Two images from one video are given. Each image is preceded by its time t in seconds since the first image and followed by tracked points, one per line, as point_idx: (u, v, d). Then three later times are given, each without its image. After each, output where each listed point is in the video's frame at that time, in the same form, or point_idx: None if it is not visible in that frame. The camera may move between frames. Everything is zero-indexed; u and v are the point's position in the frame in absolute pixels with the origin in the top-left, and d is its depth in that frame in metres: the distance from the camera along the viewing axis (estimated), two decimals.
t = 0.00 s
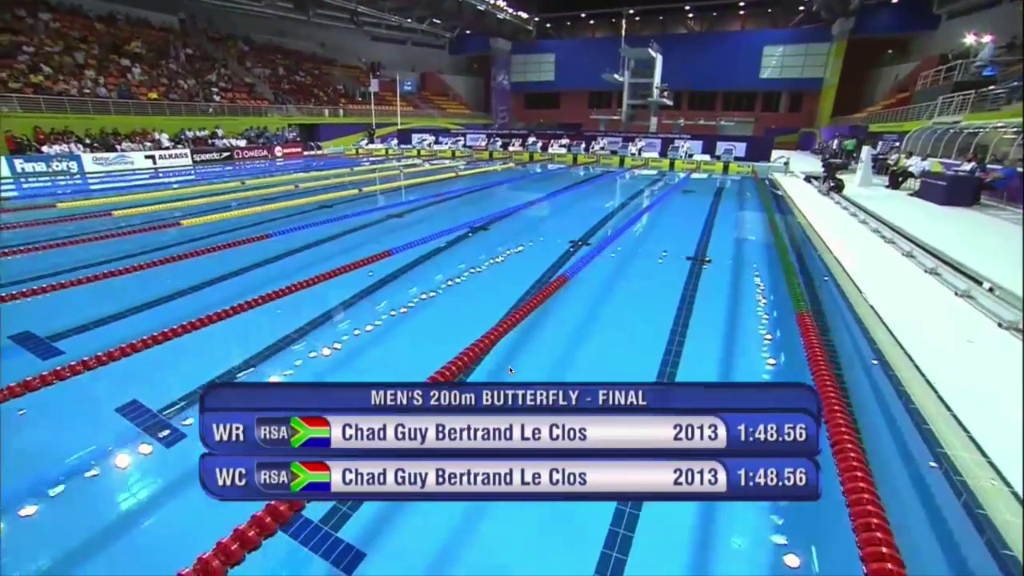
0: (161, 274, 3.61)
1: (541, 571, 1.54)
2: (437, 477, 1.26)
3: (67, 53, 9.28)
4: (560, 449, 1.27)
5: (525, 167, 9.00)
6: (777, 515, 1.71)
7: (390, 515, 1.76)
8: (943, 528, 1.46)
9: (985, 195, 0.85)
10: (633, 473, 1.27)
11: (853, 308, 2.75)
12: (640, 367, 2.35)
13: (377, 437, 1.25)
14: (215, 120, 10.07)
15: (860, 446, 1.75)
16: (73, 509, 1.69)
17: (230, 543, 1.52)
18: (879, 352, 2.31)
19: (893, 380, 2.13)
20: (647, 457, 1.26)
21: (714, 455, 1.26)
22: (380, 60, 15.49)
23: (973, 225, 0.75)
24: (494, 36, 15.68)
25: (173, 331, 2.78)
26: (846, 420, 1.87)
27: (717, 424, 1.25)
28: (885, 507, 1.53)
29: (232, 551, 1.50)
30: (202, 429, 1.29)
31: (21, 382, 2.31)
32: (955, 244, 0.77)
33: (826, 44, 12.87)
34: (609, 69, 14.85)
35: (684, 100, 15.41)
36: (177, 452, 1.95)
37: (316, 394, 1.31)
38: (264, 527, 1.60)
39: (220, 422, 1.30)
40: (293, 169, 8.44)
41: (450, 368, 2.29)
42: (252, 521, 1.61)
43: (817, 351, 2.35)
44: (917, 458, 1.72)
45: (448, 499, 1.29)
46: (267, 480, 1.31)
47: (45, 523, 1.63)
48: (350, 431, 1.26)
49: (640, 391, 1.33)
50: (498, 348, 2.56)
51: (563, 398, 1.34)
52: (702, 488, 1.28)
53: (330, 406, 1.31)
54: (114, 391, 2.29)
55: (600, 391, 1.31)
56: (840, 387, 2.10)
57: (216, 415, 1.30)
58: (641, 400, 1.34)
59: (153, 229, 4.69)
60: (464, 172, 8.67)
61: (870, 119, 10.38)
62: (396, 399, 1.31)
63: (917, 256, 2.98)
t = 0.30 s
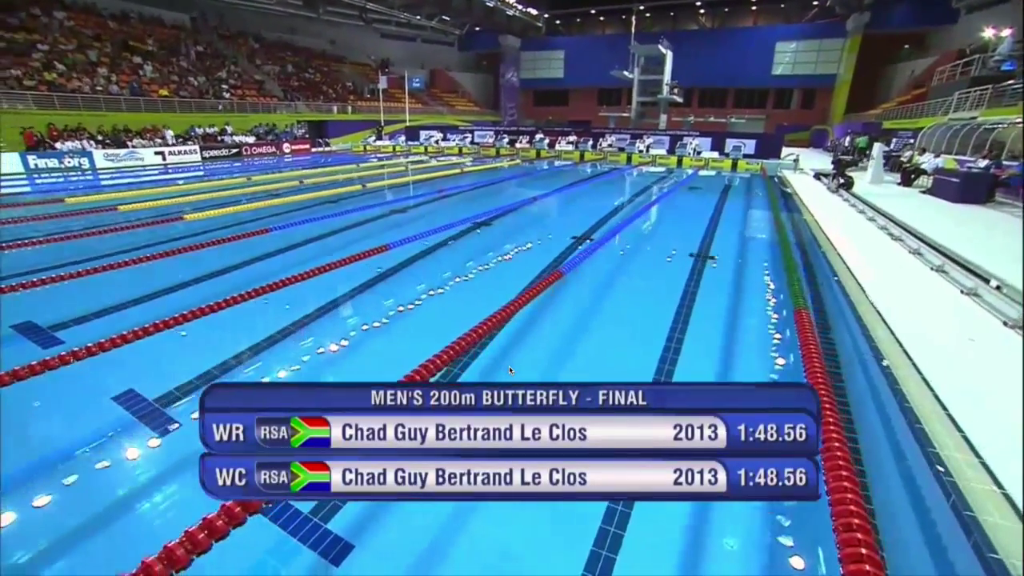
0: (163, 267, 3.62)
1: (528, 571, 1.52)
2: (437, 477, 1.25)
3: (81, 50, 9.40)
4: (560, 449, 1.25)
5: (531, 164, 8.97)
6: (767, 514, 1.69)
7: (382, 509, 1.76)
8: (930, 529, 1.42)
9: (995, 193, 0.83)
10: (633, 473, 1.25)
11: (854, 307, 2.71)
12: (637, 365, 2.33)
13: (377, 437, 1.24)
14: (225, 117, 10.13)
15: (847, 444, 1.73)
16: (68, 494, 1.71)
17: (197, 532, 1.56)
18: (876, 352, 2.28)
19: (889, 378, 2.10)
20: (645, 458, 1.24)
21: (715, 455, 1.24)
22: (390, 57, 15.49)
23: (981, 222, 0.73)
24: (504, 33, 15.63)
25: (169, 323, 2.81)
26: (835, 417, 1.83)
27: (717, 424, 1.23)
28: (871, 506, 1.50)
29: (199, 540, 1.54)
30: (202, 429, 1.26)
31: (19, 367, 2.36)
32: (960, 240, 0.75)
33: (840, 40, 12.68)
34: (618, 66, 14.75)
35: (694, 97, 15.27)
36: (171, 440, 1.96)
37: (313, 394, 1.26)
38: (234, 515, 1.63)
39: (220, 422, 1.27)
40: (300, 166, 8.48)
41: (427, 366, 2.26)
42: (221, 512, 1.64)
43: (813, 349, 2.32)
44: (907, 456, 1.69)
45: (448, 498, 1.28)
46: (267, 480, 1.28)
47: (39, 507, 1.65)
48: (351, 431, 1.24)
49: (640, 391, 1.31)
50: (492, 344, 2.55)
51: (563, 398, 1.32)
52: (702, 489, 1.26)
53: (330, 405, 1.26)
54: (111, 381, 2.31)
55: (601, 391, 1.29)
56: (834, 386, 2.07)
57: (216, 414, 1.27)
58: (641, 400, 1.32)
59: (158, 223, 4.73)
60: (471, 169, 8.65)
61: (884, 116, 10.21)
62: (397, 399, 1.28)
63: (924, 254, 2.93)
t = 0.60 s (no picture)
0: (173, 261, 3.67)
1: (520, 570, 1.49)
2: (437, 477, 1.21)
3: (100, 50, 9.56)
4: (560, 449, 1.22)
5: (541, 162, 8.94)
6: (763, 515, 1.66)
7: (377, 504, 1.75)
8: (924, 533, 1.38)
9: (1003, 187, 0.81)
10: (632, 473, 1.21)
11: (860, 307, 2.65)
12: (638, 364, 2.30)
13: (377, 437, 1.20)
14: (239, 114, 10.23)
15: (841, 442, 1.69)
16: (69, 479, 1.73)
17: (175, 520, 1.56)
18: (880, 352, 2.22)
19: (891, 377, 2.05)
20: (643, 458, 1.20)
21: (715, 455, 1.21)
22: (403, 55, 15.51)
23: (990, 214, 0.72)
24: (517, 31, 15.58)
25: (171, 313, 2.83)
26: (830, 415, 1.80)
27: (718, 424, 1.20)
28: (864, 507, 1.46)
29: (176, 528, 1.54)
30: (201, 429, 1.22)
31: (26, 355, 2.41)
32: (966, 232, 0.74)
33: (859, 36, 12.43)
34: (632, 64, 14.63)
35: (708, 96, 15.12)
36: (172, 428, 1.98)
37: (315, 394, 1.25)
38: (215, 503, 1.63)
39: (220, 422, 1.23)
40: (312, 163, 8.54)
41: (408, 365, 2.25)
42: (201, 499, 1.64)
43: (813, 348, 2.28)
44: (905, 458, 1.64)
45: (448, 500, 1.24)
46: (267, 480, 1.24)
47: (39, 491, 1.67)
48: (351, 431, 1.20)
49: (640, 391, 1.30)
50: (490, 342, 2.53)
51: (563, 398, 1.29)
52: (702, 489, 1.22)
53: (331, 405, 1.25)
54: (113, 370, 2.33)
55: (600, 390, 1.28)
56: (834, 385, 2.03)
57: (216, 414, 1.23)
58: (641, 400, 1.32)
59: (167, 219, 4.78)
60: (480, 166, 8.64)
61: (904, 113, 10.00)
62: (396, 399, 1.26)
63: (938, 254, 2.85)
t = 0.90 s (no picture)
0: (187, 254, 3.72)
1: (515, 567, 1.48)
2: (437, 477, 1.18)
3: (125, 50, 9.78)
4: (560, 449, 1.18)
5: (555, 160, 8.90)
6: (761, 517, 1.63)
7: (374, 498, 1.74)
8: (916, 538, 1.35)
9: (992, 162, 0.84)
10: (632, 473, 1.18)
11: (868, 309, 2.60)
12: (642, 362, 2.26)
13: (377, 438, 1.16)
14: (257, 112, 10.38)
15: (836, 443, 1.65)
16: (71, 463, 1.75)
17: (156, 503, 1.59)
18: (885, 356, 2.18)
19: (895, 380, 2.01)
20: (644, 456, 1.17)
21: (714, 454, 1.18)
22: (419, 54, 15.55)
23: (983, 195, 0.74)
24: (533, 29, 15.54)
25: (176, 305, 2.87)
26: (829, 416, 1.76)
27: (717, 424, 1.17)
28: (856, 510, 1.43)
29: (157, 511, 1.57)
30: (201, 429, 1.17)
31: (38, 341, 2.48)
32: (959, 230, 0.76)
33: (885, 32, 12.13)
34: (649, 62, 14.49)
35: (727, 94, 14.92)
36: (175, 416, 2.00)
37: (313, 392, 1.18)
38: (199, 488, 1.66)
39: (220, 422, 1.18)
40: (327, 159, 8.60)
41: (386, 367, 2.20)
42: (185, 484, 1.66)
43: (816, 349, 2.24)
44: (904, 461, 1.61)
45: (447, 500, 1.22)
46: (267, 480, 1.21)
47: (42, 474, 1.70)
48: (351, 431, 1.16)
49: (640, 391, 1.22)
50: (492, 338, 2.52)
51: (563, 399, 1.22)
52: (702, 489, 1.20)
53: (328, 402, 1.18)
54: (122, 359, 2.36)
55: (601, 390, 1.21)
56: (834, 387, 2.00)
57: (216, 414, 1.18)
58: (641, 400, 1.23)
59: (180, 213, 4.85)
60: (494, 164, 8.63)
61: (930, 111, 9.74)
62: (396, 399, 1.19)
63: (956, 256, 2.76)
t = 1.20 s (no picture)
0: (198, 248, 3.78)
1: (509, 564, 1.46)
2: (437, 477, 1.16)
3: (145, 50, 9.95)
4: (561, 449, 1.17)
5: (566, 159, 8.88)
6: (761, 517, 1.61)
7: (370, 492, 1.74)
8: (908, 543, 1.33)
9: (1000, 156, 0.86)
10: (631, 474, 1.17)
11: (873, 312, 2.57)
12: (644, 361, 2.24)
13: (377, 437, 1.15)
14: (272, 110, 10.47)
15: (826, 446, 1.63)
16: (78, 450, 1.79)
17: (142, 489, 1.61)
18: (888, 359, 2.15)
19: (896, 382, 1.99)
20: (644, 455, 1.16)
21: (714, 455, 1.15)
22: (433, 52, 15.59)
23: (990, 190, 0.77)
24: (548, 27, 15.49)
25: (181, 297, 2.91)
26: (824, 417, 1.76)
27: (719, 425, 1.14)
28: (854, 516, 1.41)
29: (142, 497, 1.59)
30: (201, 428, 1.17)
31: (49, 329, 2.54)
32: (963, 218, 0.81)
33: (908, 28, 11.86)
34: (664, 61, 14.37)
35: (743, 93, 14.76)
36: (178, 406, 2.02)
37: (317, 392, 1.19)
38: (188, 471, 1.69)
39: (220, 422, 1.18)
40: (341, 158, 8.68)
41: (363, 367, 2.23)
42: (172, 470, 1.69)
43: (817, 350, 2.22)
44: (900, 463, 1.59)
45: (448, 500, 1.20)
46: (267, 480, 1.19)
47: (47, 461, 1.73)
48: (351, 431, 1.15)
49: (640, 391, 1.22)
50: (494, 336, 2.52)
51: (563, 399, 1.22)
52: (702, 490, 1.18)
53: (332, 402, 1.19)
54: (130, 349, 2.40)
55: (601, 390, 1.21)
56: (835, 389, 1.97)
57: (216, 414, 1.18)
58: (641, 400, 1.24)
59: (191, 209, 4.92)
60: (505, 162, 8.63)
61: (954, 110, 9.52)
62: (396, 399, 1.20)
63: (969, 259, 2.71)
